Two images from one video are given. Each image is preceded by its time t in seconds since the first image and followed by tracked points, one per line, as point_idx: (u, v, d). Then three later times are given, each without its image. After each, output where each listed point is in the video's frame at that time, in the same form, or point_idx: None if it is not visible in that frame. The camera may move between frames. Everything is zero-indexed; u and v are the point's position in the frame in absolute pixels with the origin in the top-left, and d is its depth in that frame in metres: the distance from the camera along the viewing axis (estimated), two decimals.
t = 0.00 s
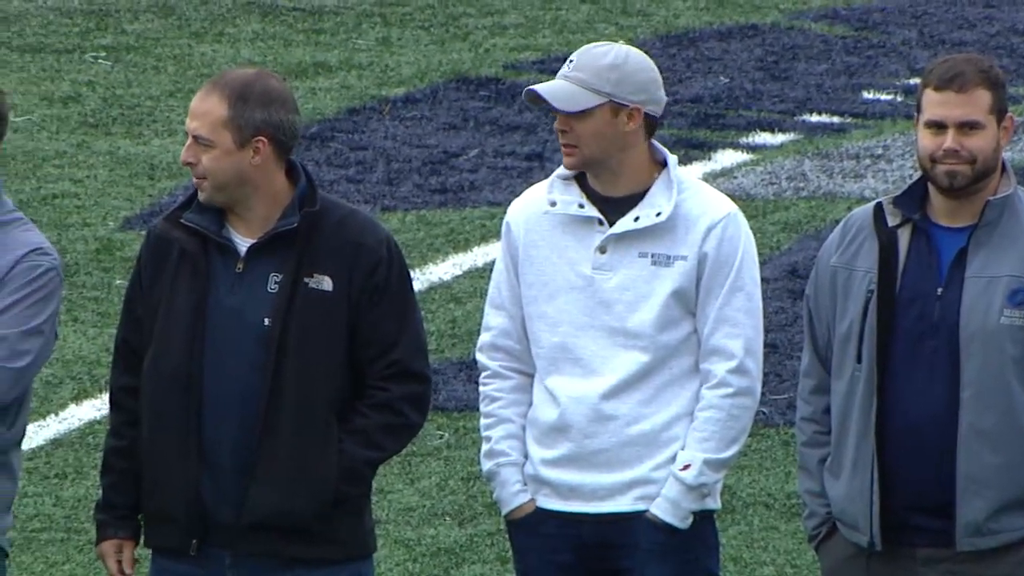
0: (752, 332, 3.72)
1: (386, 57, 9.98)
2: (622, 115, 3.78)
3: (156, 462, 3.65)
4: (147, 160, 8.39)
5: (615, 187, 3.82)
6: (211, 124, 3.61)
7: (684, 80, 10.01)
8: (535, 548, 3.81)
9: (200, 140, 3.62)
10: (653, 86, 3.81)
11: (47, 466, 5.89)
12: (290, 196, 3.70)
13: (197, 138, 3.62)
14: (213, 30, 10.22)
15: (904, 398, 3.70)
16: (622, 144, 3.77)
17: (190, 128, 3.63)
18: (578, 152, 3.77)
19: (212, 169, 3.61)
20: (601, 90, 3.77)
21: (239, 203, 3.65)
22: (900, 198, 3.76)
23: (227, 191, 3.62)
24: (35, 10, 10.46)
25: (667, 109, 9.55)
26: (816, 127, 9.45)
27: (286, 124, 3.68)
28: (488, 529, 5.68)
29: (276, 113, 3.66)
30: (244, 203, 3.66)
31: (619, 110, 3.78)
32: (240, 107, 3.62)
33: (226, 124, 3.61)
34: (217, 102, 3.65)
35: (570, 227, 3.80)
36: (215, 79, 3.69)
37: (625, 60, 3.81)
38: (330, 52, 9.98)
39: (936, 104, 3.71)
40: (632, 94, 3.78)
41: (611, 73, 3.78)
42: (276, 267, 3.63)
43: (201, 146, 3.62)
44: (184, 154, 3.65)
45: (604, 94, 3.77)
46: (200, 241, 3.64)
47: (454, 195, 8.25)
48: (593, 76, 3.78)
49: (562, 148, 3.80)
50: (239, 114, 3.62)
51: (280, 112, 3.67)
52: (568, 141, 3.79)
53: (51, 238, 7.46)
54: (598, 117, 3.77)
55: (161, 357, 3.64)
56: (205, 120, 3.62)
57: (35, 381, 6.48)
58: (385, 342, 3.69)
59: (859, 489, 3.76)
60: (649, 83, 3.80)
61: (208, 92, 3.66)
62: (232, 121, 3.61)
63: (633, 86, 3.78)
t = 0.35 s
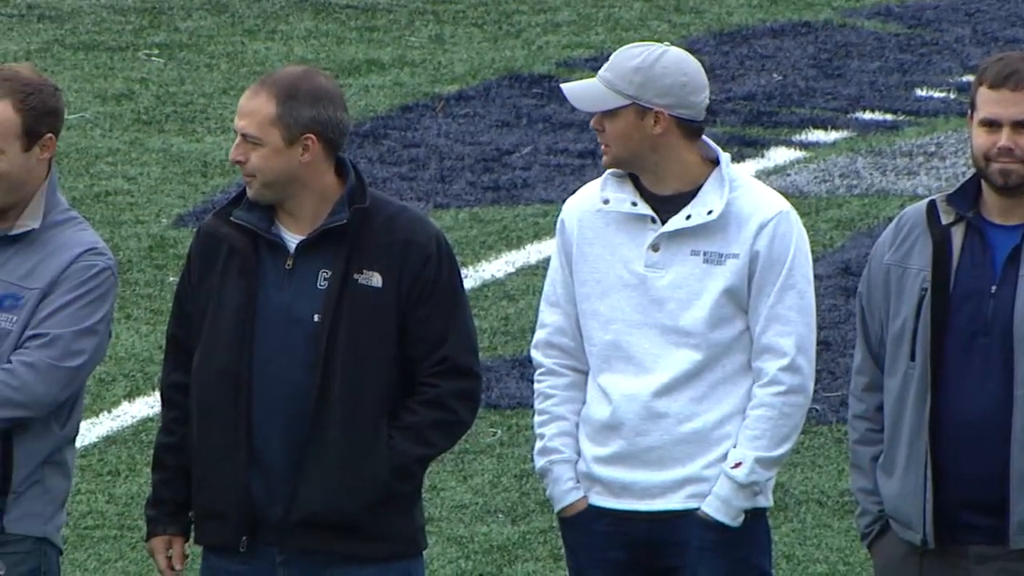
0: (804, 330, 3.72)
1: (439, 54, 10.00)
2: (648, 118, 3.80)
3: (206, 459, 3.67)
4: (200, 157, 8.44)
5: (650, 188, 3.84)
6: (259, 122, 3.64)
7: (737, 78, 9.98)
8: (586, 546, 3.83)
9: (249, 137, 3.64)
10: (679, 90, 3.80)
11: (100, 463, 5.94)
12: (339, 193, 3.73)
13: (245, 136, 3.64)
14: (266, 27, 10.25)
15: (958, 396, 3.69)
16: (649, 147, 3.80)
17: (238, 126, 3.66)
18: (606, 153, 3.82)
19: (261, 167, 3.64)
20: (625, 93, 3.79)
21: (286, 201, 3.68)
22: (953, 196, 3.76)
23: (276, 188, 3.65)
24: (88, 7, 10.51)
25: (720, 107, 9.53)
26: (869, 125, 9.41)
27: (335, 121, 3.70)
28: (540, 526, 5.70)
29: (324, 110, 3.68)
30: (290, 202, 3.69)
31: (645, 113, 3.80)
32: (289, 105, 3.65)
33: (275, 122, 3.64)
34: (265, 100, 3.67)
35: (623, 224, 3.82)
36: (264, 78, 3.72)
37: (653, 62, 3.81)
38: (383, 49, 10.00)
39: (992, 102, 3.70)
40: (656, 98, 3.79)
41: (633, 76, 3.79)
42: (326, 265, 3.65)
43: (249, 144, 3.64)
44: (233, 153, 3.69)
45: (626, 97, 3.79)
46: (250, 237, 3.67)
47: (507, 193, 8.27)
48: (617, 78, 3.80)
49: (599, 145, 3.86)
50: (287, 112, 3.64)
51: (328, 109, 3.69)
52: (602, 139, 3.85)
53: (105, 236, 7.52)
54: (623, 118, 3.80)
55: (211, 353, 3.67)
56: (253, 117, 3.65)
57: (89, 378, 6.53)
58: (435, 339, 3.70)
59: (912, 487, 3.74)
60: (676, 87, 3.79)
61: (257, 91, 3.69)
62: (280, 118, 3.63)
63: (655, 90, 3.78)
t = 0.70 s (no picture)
0: (851, 332, 3.71)
1: (487, 55, 10.00)
2: (687, 121, 3.80)
3: (253, 460, 3.69)
4: (248, 158, 8.48)
5: (694, 190, 3.85)
6: (305, 123, 3.65)
7: (785, 78, 9.95)
8: (634, 548, 3.84)
9: (295, 139, 3.66)
10: (717, 92, 3.79)
11: (149, 464, 5.98)
12: (385, 193, 3.73)
13: (293, 137, 3.66)
14: (313, 28, 10.27)
15: (1006, 397, 3.67)
16: (690, 151, 3.80)
17: (285, 128, 3.68)
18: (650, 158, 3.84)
19: (307, 168, 3.65)
20: (663, 97, 3.80)
21: (332, 203, 3.70)
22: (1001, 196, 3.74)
23: (322, 188, 3.66)
24: (136, 8, 10.55)
25: (768, 108, 9.51)
26: (917, 126, 9.37)
27: (380, 122, 3.71)
28: (589, 528, 5.71)
29: (370, 111, 3.70)
30: (335, 203, 3.70)
31: (684, 116, 3.80)
32: (334, 105, 3.66)
33: (321, 123, 3.65)
34: (310, 101, 3.68)
35: (670, 226, 3.82)
36: (310, 79, 3.73)
37: (691, 65, 3.81)
38: (431, 50, 10.01)
39: None
40: (694, 101, 3.78)
41: (670, 80, 3.79)
42: (373, 267, 3.67)
43: (296, 145, 3.66)
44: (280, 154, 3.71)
45: (664, 102, 3.80)
46: (296, 239, 3.69)
47: (555, 193, 8.27)
48: (655, 82, 3.80)
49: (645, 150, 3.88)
50: (334, 113, 3.65)
51: (374, 110, 3.71)
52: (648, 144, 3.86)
53: (153, 237, 7.56)
54: (662, 123, 3.82)
55: (257, 355, 3.69)
56: (298, 118, 3.66)
57: (138, 379, 6.58)
58: (482, 340, 3.71)
59: (959, 489, 3.73)
60: (713, 89, 3.79)
61: (302, 92, 3.70)
62: (325, 119, 3.65)
63: (692, 93, 3.78)
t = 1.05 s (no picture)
0: (904, 334, 3.70)
1: (540, 56, 10.00)
2: (740, 122, 3.79)
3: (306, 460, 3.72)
4: (301, 159, 8.51)
5: (747, 190, 3.84)
6: (356, 125, 3.65)
7: (839, 79, 9.91)
8: (687, 549, 3.85)
9: (347, 140, 3.66)
10: (771, 93, 3.78)
11: (202, 465, 6.02)
12: (437, 194, 3.73)
13: (343, 139, 3.66)
14: (367, 29, 10.28)
15: None
16: (743, 151, 3.79)
17: (336, 130, 3.68)
18: (703, 158, 3.83)
19: (358, 171, 3.65)
20: (716, 97, 3.79)
21: (384, 204, 3.71)
22: None
23: (373, 190, 3.66)
24: (189, 9, 10.58)
25: (821, 109, 9.47)
26: (971, 127, 9.32)
27: (432, 122, 3.70)
28: (642, 529, 5.71)
29: (422, 112, 3.69)
30: (387, 205, 3.71)
31: (737, 117, 3.79)
32: (386, 107, 3.65)
33: (372, 124, 3.65)
34: (362, 103, 3.68)
35: (723, 228, 3.82)
36: (361, 80, 3.73)
37: (745, 65, 3.81)
38: (484, 51, 10.01)
39: None
40: (748, 102, 3.78)
41: (724, 80, 3.79)
42: (424, 268, 3.68)
43: (347, 147, 3.66)
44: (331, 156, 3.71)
45: (717, 102, 3.79)
46: (349, 241, 3.71)
47: (608, 195, 8.27)
48: (709, 82, 3.80)
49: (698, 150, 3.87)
50: (384, 114, 3.65)
51: (425, 110, 3.70)
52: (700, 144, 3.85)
53: (207, 238, 7.60)
54: (715, 123, 3.81)
55: (309, 357, 3.71)
56: (350, 120, 3.66)
57: (191, 379, 6.62)
58: (536, 340, 3.72)
59: (1013, 491, 3.71)
60: (767, 90, 3.78)
61: (353, 93, 3.70)
62: (377, 121, 3.64)
63: (746, 93, 3.78)
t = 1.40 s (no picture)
0: (943, 329, 3.68)
1: (581, 51, 9.99)
2: (782, 117, 3.78)
3: (345, 453, 3.73)
4: (342, 155, 8.53)
5: (787, 186, 3.83)
6: (393, 122, 3.65)
7: (880, 75, 9.86)
8: (727, 546, 3.84)
9: (384, 137, 3.66)
10: (814, 89, 3.78)
11: (242, 460, 6.04)
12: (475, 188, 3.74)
13: (381, 135, 3.66)
14: (407, 25, 10.27)
15: None
16: (783, 147, 3.78)
17: (374, 125, 3.69)
18: (743, 150, 3.82)
19: (396, 167, 3.66)
20: (759, 92, 3.79)
21: (422, 199, 3.71)
22: None
23: (409, 187, 3.67)
24: (230, 4, 10.56)
25: (862, 104, 9.43)
26: (1013, 122, 9.26)
27: (469, 118, 3.70)
28: (682, 524, 5.71)
29: (459, 107, 3.69)
30: (426, 200, 3.72)
31: (780, 112, 3.79)
32: (422, 103, 3.65)
33: (409, 120, 3.65)
34: (398, 99, 3.68)
35: (762, 224, 3.81)
36: (398, 76, 3.73)
37: (787, 61, 3.81)
38: (525, 46, 10.01)
39: None
40: (790, 97, 3.77)
41: (767, 75, 3.78)
42: (462, 261, 3.68)
43: (385, 143, 3.66)
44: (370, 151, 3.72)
45: (760, 96, 3.79)
46: (387, 235, 3.72)
47: (649, 190, 8.27)
48: (751, 77, 3.80)
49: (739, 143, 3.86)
50: (422, 110, 3.65)
51: (462, 106, 3.70)
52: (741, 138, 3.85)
53: (247, 233, 7.63)
54: (757, 118, 3.80)
55: (347, 352, 3.72)
56: (387, 117, 3.66)
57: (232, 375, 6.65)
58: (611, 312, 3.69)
59: None
60: (809, 86, 3.78)
61: (391, 89, 3.70)
62: (413, 117, 3.64)
63: (788, 89, 3.77)
